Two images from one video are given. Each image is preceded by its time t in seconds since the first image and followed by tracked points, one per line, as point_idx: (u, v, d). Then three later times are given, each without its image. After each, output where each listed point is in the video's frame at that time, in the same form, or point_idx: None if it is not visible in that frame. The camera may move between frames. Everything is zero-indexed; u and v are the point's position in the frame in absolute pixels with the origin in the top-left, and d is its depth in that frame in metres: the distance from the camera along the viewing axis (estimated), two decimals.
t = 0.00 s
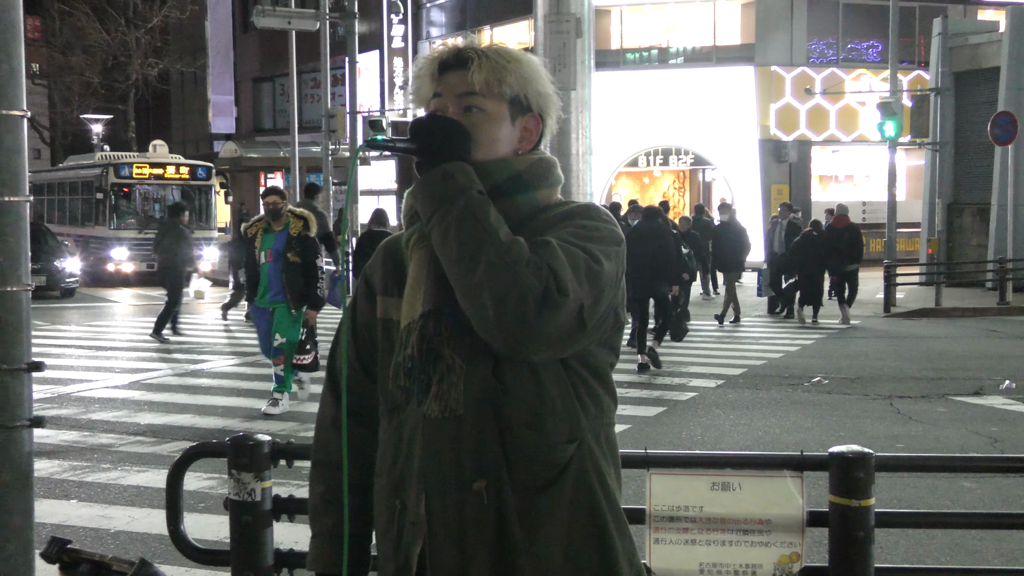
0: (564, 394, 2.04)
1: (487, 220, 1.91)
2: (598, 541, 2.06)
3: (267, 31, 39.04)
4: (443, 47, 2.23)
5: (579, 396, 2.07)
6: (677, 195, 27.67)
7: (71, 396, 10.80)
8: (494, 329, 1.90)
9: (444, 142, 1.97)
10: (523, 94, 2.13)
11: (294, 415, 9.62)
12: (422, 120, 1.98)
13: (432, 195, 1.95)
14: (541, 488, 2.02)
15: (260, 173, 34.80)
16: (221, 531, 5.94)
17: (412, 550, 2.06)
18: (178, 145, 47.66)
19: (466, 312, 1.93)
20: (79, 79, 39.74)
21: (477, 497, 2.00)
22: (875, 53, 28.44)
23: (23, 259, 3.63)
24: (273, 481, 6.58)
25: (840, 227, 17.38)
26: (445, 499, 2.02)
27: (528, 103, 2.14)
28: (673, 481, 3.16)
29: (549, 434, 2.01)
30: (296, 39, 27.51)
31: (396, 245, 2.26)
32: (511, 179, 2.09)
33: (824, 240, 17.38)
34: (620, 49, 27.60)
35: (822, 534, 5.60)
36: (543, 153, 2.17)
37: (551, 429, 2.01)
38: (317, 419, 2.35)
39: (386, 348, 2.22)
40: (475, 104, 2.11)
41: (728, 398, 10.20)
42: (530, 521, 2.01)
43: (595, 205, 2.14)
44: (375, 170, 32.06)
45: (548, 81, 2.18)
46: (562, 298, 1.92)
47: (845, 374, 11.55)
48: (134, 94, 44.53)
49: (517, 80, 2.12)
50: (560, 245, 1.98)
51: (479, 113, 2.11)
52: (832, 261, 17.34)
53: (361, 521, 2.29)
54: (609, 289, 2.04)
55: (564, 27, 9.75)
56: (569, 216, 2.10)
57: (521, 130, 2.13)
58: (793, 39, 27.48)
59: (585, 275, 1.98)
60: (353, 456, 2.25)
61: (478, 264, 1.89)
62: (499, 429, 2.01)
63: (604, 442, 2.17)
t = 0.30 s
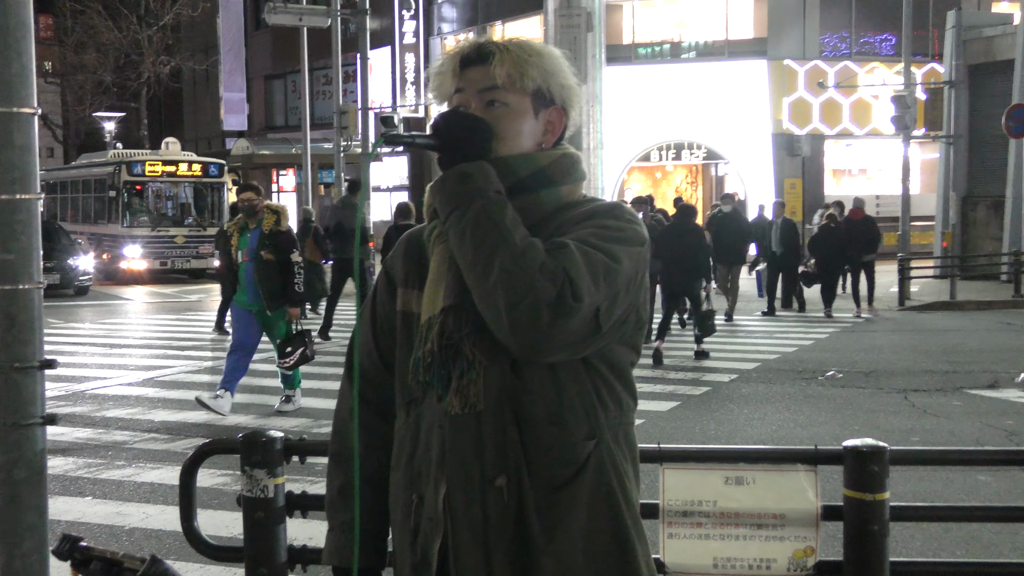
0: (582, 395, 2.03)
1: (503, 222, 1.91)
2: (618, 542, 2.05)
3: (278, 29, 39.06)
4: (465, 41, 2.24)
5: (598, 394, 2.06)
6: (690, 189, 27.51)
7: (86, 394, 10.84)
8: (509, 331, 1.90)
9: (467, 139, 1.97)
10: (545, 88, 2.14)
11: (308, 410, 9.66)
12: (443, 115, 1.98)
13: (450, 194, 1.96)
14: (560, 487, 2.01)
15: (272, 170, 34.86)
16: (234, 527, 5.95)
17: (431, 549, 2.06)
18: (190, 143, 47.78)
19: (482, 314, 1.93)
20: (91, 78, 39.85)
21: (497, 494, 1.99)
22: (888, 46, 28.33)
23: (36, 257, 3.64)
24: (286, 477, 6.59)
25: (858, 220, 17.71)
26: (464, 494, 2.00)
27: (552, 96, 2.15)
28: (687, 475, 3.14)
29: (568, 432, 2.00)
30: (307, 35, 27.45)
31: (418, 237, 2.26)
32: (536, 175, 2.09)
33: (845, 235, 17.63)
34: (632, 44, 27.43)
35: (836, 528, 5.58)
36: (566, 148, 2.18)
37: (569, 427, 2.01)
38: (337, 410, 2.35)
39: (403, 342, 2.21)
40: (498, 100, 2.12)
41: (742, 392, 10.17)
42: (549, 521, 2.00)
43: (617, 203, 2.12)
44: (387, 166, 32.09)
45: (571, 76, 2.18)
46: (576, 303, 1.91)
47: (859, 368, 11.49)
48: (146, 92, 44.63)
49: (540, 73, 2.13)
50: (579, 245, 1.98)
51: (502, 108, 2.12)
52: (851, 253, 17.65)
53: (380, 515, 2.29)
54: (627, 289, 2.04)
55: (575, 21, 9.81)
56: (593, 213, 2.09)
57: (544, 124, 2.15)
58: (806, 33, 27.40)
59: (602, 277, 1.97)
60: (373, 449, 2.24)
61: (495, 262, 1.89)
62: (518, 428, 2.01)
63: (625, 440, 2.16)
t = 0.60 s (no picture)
0: (587, 394, 2.04)
1: (510, 221, 1.91)
2: (620, 542, 2.05)
3: (274, 26, 38.98)
4: (474, 37, 2.23)
5: (602, 395, 2.07)
6: (687, 185, 27.50)
7: (83, 394, 10.83)
8: (516, 329, 1.91)
9: (477, 136, 1.97)
10: (554, 83, 2.13)
11: (307, 409, 9.66)
12: (453, 112, 1.98)
13: (458, 190, 1.96)
14: (563, 486, 2.01)
15: (270, 168, 34.85)
16: (232, 526, 5.95)
17: (430, 544, 2.05)
18: (187, 142, 47.73)
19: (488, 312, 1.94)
20: (88, 77, 39.81)
21: (501, 493, 1.98)
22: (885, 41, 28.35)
23: (31, 258, 3.63)
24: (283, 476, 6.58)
25: (862, 214, 17.86)
26: (468, 491, 2.00)
27: (561, 91, 2.14)
28: (685, 470, 3.13)
29: (573, 430, 2.01)
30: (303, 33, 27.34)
31: (423, 232, 2.26)
32: (545, 172, 2.09)
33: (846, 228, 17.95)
34: (629, 40, 27.27)
35: (834, 523, 5.58)
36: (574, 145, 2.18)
37: (575, 425, 2.01)
38: (339, 403, 2.34)
39: (408, 337, 2.20)
40: (507, 96, 2.11)
41: (739, 387, 10.16)
42: (552, 519, 2.00)
43: (626, 203, 2.14)
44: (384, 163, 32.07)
45: (581, 74, 2.18)
46: (581, 305, 1.92)
47: (857, 362, 11.49)
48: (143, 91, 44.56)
49: (548, 67, 2.12)
50: (585, 245, 1.99)
51: (512, 104, 2.11)
52: (852, 248, 17.85)
53: (377, 510, 2.27)
54: (632, 292, 2.04)
55: (570, 18, 9.92)
56: (599, 214, 2.10)
57: (555, 119, 2.14)
58: (802, 28, 27.47)
59: (610, 278, 1.99)
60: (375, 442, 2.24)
61: (502, 262, 1.90)
62: (522, 428, 2.01)
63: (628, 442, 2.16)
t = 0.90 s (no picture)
0: (585, 398, 2.04)
1: (507, 226, 1.91)
2: (616, 549, 2.05)
3: (268, 28, 38.92)
4: (480, 37, 2.23)
5: (600, 401, 2.06)
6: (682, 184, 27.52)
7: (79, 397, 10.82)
8: (512, 336, 1.91)
9: (480, 139, 1.97)
10: (559, 83, 2.13)
11: (302, 411, 9.66)
12: (455, 114, 1.98)
13: (458, 191, 1.96)
14: (559, 491, 2.01)
15: (264, 170, 34.82)
16: (228, 528, 5.95)
17: (424, 543, 2.05)
18: (182, 144, 47.67)
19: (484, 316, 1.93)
20: (81, 80, 39.75)
21: (497, 496, 1.98)
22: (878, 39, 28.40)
23: (23, 259, 3.62)
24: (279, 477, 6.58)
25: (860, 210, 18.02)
26: (463, 494, 1.99)
27: (566, 92, 2.15)
28: (682, 469, 3.13)
29: (570, 435, 2.00)
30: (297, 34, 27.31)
31: (427, 229, 2.26)
32: (549, 174, 2.09)
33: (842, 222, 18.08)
34: (623, 39, 27.59)
35: (829, 520, 5.60)
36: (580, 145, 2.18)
37: (571, 431, 2.01)
38: (340, 397, 2.33)
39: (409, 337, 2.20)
40: (510, 96, 2.11)
41: (734, 386, 10.17)
42: (548, 524, 2.00)
43: (629, 208, 2.14)
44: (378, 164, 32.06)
45: (586, 73, 2.18)
46: (578, 313, 1.91)
47: (853, 360, 11.51)
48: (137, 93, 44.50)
49: (552, 67, 2.12)
50: (585, 251, 1.98)
51: (515, 104, 2.11)
52: (852, 246, 17.88)
53: (375, 506, 2.26)
54: (632, 297, 2.03)
55: (563, 16, 10.24)
56: (600, 219, 2.10)
57: (560, 120, 2.15)
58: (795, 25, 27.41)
59: (608, 284, 1.98)
60: (376, 438, 2.23)
61: (499, 266, 1.89)
62: (519, 432, 2.00)
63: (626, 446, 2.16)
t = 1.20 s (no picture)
0: (585, 403, 2.04)
1: (507, 228, 1.92)
2: (614, 550, 2.05)
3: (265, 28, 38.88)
4: (489, 36, 2.24)
5: (599, 403, 2.06)
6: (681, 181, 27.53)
7: (79, 398, 10.83)
8: (510, 339, 1.91)
9: (486, 140, 1.98)
10: (567, 84, 2.14)
11: (302, 411, 9.66)
12: (461, 113, 1.99)
13: (461, 192, 1.97)
14: (557, 492, 2.01)
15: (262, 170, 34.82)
16: (229, 528, 5.96)
17: (424, 540, 2.05)
18: (180, 144, 47.68)
19: (483, 317, 1.94)
20: (79, 81, 39.71)
21: (494, 496, 1.98)
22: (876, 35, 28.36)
23: (22, 262, 3.62)
24: (281, 477, 6.59)
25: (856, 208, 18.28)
26: (461, 495, 1.99)
27: (575, 92, 2.15)
28: (681, 467, 3.13)
29: (568, 437, 2.01)
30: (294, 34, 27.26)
31: (434, 226, 2.26)
32: (554, 175, 2.10)
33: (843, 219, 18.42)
34: (620, 37, 27.53)
35: (829, 516, 5.61)
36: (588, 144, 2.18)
37: (569, 432, 2.01)
38: (346, 393, 2.34)
39: (411, 333, 2.21)
40: (518, 96, 2.11)
41: (733, 383, 10.17)
42: (546, 526, 2.00)
43: (634, 211, 2.15)
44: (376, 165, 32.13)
45: (596, 72, 2.18)
46: (577, 318, 1.92)
47: (852, 357, 11.51)
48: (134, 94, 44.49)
49: (559, 67, 2.12)
50: (587, 255, 1.99)
51: (522, 105, 2.11)
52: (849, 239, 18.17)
53: (379, 503, 2.26)
54: (634, 302, 2.04)
55: (558, 16, 10.44)
56: (604, 221, 2.10)
57: (568, 120, 2.15)
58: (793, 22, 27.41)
59: (608, 289, 1.98)
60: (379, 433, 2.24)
61: (497, 269, 1.90)
62: (518, 435, 2.01)
63: (626, 447, 2.16)
